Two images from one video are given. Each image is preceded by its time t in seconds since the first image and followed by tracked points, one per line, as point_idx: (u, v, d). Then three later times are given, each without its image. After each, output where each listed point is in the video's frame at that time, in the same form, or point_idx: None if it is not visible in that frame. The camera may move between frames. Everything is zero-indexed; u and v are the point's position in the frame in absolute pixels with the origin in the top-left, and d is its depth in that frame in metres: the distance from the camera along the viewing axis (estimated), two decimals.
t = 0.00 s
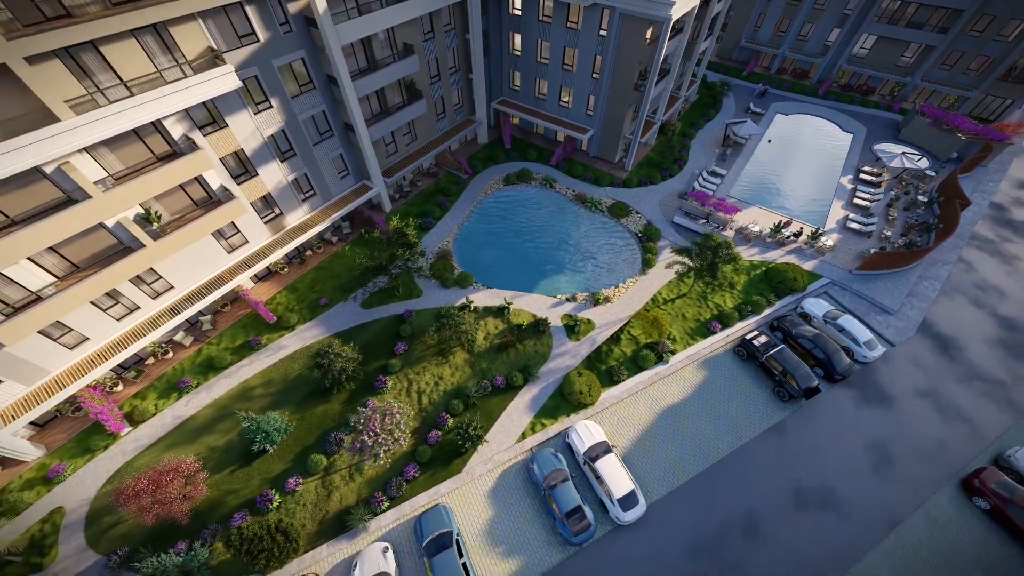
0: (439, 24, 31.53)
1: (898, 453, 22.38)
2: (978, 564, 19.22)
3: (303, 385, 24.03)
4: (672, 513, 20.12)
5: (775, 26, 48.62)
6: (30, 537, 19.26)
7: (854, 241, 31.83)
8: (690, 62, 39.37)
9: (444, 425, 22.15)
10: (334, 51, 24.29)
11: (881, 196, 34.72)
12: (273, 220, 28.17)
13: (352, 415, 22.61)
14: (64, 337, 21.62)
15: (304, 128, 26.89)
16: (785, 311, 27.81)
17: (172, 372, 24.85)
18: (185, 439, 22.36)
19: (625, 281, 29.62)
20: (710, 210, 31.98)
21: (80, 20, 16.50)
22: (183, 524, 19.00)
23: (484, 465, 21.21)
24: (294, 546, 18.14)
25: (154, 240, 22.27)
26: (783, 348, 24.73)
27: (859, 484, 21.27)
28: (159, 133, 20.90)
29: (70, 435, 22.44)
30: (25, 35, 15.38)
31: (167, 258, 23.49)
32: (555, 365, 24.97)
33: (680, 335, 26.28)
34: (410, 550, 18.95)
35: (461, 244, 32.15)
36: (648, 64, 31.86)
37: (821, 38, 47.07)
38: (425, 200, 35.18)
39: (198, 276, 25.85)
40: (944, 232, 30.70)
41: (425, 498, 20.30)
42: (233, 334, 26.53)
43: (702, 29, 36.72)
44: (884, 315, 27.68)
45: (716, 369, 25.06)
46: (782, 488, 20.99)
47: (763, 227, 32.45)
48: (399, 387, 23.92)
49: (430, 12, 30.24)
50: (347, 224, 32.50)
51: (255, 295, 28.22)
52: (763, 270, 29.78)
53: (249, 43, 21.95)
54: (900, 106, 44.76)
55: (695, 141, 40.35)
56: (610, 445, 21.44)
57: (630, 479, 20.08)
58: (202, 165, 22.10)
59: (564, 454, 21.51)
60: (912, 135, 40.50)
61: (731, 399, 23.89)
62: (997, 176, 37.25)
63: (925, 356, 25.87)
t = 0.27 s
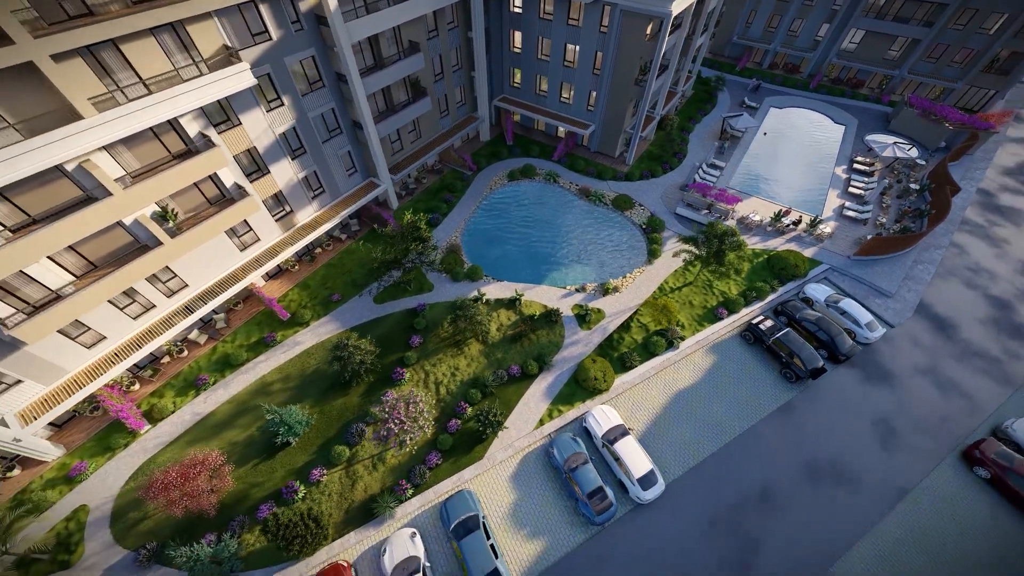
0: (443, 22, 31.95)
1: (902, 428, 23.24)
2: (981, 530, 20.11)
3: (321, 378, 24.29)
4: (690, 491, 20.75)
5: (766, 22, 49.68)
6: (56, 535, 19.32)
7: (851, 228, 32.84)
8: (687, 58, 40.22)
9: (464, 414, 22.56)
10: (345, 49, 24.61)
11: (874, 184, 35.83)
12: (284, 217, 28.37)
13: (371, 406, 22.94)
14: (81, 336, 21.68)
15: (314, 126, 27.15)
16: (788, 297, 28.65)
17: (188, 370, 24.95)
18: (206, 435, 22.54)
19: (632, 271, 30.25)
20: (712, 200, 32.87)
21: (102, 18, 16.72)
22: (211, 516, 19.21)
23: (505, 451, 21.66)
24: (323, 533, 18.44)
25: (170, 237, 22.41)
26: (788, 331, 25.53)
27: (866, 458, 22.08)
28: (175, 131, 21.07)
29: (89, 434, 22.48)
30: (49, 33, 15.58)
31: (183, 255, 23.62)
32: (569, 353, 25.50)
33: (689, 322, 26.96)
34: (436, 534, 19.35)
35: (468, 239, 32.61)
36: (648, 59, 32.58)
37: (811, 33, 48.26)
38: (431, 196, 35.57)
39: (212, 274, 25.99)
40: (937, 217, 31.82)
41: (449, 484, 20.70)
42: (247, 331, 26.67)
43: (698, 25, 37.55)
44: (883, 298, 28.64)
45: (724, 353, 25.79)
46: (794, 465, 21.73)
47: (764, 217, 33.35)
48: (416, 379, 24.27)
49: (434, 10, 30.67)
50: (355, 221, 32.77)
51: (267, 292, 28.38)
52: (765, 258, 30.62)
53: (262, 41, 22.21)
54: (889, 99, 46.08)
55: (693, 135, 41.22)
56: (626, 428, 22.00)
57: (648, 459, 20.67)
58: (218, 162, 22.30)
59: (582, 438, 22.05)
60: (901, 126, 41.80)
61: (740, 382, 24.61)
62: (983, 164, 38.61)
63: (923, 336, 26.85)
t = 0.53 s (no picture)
0: (445, 20, 32.41)
1: (904, 404, 24.12)
2: (982, 497, 21.03)
3: (338, 372, 24.59)
4: (704, 468, 21.44)
5: (757, 19, 50.75)
6: (82, 531, 19.40)
7: (846, 215, 33.89)
8: (683, 53, 41.07)
9: (482, 402, 23.01)
10: (354, 47, 24.95)
11: (866, 174, 37.01)
12: (294, 215, 28.58)
13: (390, 397, 23.30)
14: (99, 334, 21.75)
15: (324, 123, 27.44)
16: (790, 282, 29.53)
17: (204, 367, 25.09)
18: (226, 430, 22.72)
19: (638, 261, 30.93)
20: (713, 190, 33.71)
21: (124, 16, 16.96)
22: (237, 507, 19.42)
23: (523, 437, 22.15)
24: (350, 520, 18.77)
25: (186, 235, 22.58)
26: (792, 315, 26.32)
27: (871, 434, 22.89)
28: (191, 128, 21.29)
29: (108, 432, 22.54)
30: (73, 31, 15.80)
31: (198, 253, 23.78)
32: (581, 342, 26.08)
33: (695, 308, 27.70)
34: (461, 518, 19.77)
35: (475, 233, 33.10)
36: (648, 54, 33.31)
37: (801, 29, 49.46)
38: (436, 193, 35.99)
39: (225, 271, 26.15)
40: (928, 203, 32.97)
41: (470, 470, 21.13)
42: (261, 328, 26.86)
43: (694, 21, 38.39)
44: (880, 281, 29.63)
45: (731, 338, 26.55)
46: (803, 441, 22.50)
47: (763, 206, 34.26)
48: (432, 370, 24.67)
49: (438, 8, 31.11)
50: (363, 218, 33.06)
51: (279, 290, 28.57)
52: (765, 246, 31.50)
53: (274, 39, 22.52)
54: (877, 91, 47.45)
55: (690, 129, 42.12)
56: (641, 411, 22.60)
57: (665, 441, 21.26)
58: (233, 159, 22.55)
59: (598, 422, 22.63)
60: (890, 117, 43.10)
61: (747, 364, 25.39)
62: (969, 152, 40.02)
63: (919, 317, 27.86)
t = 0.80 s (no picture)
0: (448, 18, 32.90)
1: (905, 381, 25.04)
2: (982, 466, 21.93)
3: (354, 364, 24.93)
4: (716, 447, 22.17)
5: (748, 15, 51.87)
6: (108, 526, 19.54)
7: (841, 204, 34.97)
8: (678, 49, 41.96)
9: (498, 389, 23.50)
10: (363, 44, 25.33)
11: (859, 163, 38.18)
12: (304, 212, 28.85)
13: (408, 388, 23.71)
14: (117, 331, 21.88)
15: (333, 120, 27.77)
16: (791, 269, 30.45)
17: (220, 363, 25.27)
18: (246, 424, 22.95)
19: (642, 251, 31.65)
20: (713, 181, 34.59)
21: (145, 14, 17.24)
22: (263, 497, 19.71)
23: (540, 422, 22.69)
24: (377, 505, 19.18)
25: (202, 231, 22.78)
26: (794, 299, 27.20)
27: (874, 410, 23.78)
28: (206, 125, 21.54)
29: (127, 429, 22.66)
30: (97, 28, 16.05)
31: (213, 250, 23.98)
32: (592, 329, 26.70)
33: (701, 295, 28.47)
34: (484, 501, 20.25)
35: (482, 227, 33.60)
36: (646, 49, 34.08)
37: (791, 24, 50.68)
38: (441, 189, 36.43)
39: (238, 268, 26.36)
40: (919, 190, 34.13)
41: (490, 455, 21.62)
42: (274, 324, 27.10)
43: (689, 17, 39.27)
44: (876, 265, 30.66)
45: (736, 323, 27.36)
46: (809, 419, 23.34)
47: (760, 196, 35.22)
48: (448, 360, 25.12)
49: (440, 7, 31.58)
50: (370, 215, 33.39)
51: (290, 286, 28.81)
52: (765, 234, 32.43)
53: (286, 37, 22.84)
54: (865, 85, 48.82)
55: (687, 123, 43.05)
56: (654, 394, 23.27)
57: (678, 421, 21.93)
58: (247, 156, 22.82)
59: (613, 406, 23.25)
60: (879, 109, 44.41)
61: (753, 347, 26.20)
62: (955, 141, 41.41)
63: (915, 298, 28.90)
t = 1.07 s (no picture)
0: (450, 16, 33.39)
1: (902, 358, 26.04)
2: (978, 436, 22.94)
3: (369, 356, 25.32)
4: (726, 426, 22.95)
5: (739, 12, 53.01)
6: (134, 519, 19.73)
7: (835, 192, 36.09)
8: (673, 45, 42.86)
9: (514, 376, 24.06)
10: (371, 41, 25.76)
11: (850, 154, 39.39)
12: (314, 208, 29.15)
13: (425, 377, 24.16)
14: (136, 328, 22.02)
15: (341, 117, 28.14)
16: (789, 255, 31.43)
17: (236, 359, 25.50)
18: (265, 417, 23.22)
19: (645, 241, 32.41)
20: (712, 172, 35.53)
21: (165, 12, 17.53)
22: (289, 486, 20.05)
23: (556, 406, 23.28)
24: (402, 489, 19.69)
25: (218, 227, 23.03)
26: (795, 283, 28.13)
27: (875, 387, 24.72)
28: (221, 122, 21.83)
29: (146, 425, 22.82)
30: (121, 25, 16.36)
31: (228, 247, 24.23)
32: (601, 317, 27.37)
33: (705, 282, 29.29)
34: (505, 483, 20.78)
35: (488, 221, 34.17)
36: (644, 45, 34.85)
37: (780, 20, 51.91)
38: (446, 185, 36.89)
39: (251, 264, 26.60)
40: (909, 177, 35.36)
41: (509, 440, 22.15)
42: (288, 320, 27.36)
43: (684, 14, 40.16)
44: (871, 250, 31.75)
45: (740, 308, 28.22)
46: (813, 397, 24.21)
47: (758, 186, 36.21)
48: (462, 350, 25.60)
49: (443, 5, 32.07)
50: (377, 211, 33.74)
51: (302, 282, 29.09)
52: (763, 222, 33.39)
53: (297, 35, 23.20)
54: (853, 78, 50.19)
55: (684, 118, 43.99)
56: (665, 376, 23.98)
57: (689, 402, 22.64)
58: (261, 152, 23.12)
59: (626, 389, 23.92)
60: (868, 101, 45.75)
61: (757, 331, 27.06)
62: (941, 131, 42.84)
63: (909, 281, 29.99)
